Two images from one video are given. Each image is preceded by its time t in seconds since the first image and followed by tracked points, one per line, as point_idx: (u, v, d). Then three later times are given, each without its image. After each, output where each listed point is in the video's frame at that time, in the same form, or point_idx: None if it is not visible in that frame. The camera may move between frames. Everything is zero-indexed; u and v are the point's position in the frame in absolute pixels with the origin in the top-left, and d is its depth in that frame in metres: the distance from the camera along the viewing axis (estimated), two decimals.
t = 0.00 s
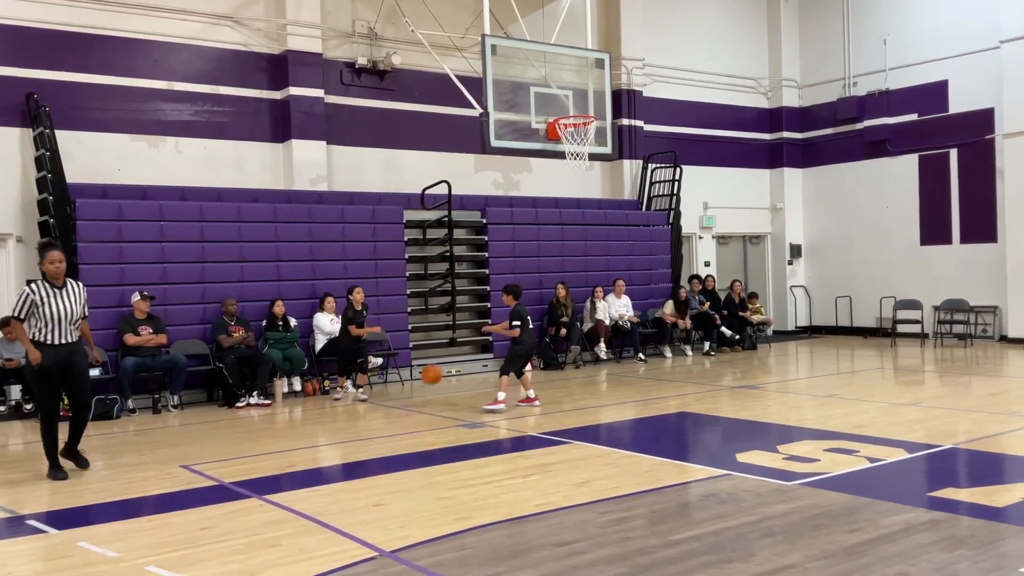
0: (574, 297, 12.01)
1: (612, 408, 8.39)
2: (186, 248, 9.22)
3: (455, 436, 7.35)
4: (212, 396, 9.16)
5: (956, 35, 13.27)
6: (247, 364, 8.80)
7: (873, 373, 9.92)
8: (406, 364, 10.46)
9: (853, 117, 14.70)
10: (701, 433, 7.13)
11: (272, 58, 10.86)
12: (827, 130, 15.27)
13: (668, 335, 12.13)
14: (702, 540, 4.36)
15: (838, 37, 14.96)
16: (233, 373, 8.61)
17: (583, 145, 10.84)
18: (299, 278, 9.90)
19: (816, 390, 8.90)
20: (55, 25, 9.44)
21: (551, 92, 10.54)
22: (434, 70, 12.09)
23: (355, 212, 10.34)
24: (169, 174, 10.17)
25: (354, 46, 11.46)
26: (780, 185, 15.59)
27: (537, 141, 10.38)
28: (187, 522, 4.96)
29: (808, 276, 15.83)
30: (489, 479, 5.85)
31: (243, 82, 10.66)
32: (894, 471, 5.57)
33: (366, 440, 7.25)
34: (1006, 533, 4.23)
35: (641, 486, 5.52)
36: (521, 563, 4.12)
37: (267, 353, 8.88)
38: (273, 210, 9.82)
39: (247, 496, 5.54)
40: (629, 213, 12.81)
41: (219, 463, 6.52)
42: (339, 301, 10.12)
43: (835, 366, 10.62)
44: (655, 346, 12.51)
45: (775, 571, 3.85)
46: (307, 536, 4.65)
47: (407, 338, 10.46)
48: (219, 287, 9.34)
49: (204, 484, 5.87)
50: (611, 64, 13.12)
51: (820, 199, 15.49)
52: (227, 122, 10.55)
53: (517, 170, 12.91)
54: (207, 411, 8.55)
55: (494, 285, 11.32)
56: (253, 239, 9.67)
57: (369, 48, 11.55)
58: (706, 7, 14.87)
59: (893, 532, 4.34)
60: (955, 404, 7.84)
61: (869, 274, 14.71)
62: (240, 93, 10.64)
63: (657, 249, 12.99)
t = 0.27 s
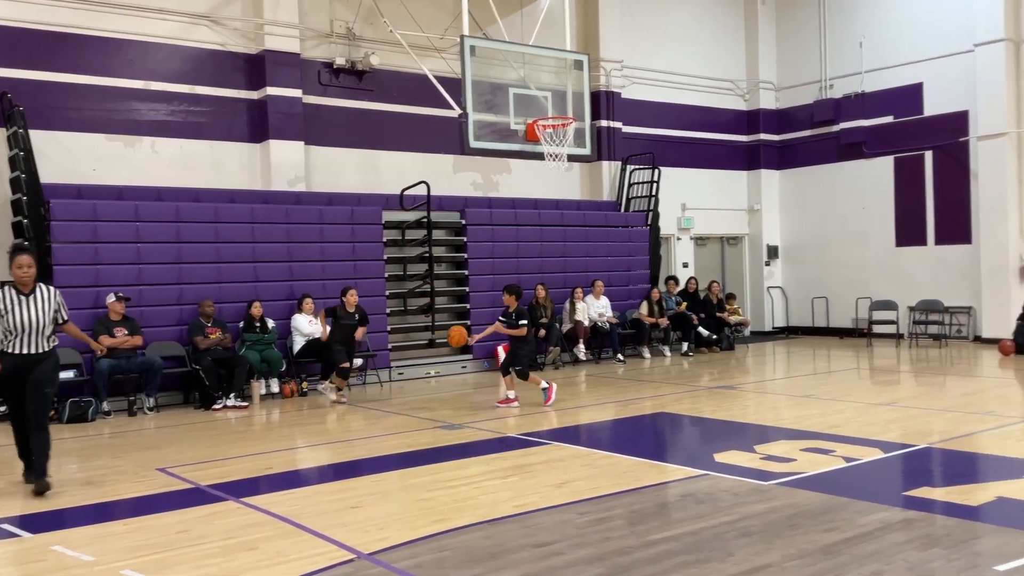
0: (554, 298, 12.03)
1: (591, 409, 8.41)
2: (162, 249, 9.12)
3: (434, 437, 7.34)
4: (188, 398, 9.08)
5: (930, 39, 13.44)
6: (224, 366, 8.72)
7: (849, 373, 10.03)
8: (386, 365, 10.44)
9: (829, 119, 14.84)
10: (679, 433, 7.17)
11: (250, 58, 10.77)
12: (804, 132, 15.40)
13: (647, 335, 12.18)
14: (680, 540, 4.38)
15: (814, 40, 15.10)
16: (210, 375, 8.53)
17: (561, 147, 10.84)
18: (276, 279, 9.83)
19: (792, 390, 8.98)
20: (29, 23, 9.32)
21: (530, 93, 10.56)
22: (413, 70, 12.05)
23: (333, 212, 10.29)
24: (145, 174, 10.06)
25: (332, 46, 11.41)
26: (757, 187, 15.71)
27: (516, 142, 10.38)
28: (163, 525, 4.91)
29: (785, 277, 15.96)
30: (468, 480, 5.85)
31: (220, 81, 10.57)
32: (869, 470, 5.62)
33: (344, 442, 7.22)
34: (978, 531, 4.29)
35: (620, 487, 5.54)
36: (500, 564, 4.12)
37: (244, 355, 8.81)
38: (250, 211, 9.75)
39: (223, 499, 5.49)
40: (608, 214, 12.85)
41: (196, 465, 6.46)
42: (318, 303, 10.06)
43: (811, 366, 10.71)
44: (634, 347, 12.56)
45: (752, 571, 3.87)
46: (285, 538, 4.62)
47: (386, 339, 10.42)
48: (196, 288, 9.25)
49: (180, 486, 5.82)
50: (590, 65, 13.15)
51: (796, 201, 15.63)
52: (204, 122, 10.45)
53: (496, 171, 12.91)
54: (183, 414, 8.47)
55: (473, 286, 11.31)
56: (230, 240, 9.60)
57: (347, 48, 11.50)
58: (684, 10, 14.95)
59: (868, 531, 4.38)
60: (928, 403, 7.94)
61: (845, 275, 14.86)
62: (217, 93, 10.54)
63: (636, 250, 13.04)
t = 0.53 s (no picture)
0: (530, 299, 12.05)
1: (567, 410, 8.43)
2: (135, 250, 9.01)
3: (410, 439, 7.31)
4: (161, 400, 8.97)
5: (901, 43, 13.64)
6: (197, 369, 8.62)
7: (823, 373, 10.14)
8: (361, 367, 10.35)
9: (802, 122, 15.00)
10: (655, 434, 7.21)
11: (223, 58, 10.67)
12: (777, 134, 15.56)
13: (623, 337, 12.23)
14: (656, 540, 4.40)
15: (788, 44, 15.26)
16: (182, 378, 8.42)
17: (537, 148, 10.88)
18: (251, 280, 9.75)
19: (766, 391, 9.06)
20: None
21: (506, 95, 10.55)
22: (388, 71, 12.01)
23: (308, 214, 10.22)
24: (116, 175, 9.93)
25: (307, 46, 11.34)
26: (731, 189, 15.84)
27: (492, 144, 10.39)
28: (136, 529, 4.85)
29: (759, 279, 16.11)
30: (445, 482, 5.83)
31: (193, 81, 10.46)
32: (842, 470, 5.69)
33: (320, 444, 7.17)
34: (948, 529, 4.35)
35: (596, 487, 5.56)
36: (476, 566, 4.11)
37: (218, 357, 8.71)
38: (224, 212, 9.66)
39: (196, 502, 5.43)
40: (584, 216, 12.89)
41: (169, 468, 6.39)
42: (292, 305, 9.98)
43: (785, 366, 10.82)
44: (610, 348, 12.61)
45: (726, 571, 3.90)
46: (259, 542, 4.58)
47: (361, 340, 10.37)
48: (169, 290, 9.15)
49: (152, 490, 5.75)
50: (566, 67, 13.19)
51: (771, 203, 15.78)
52: (177, 122, 10.34)
53: (472, 172, 12.89)
54: (155, 417, 8.37)
55: (449, 287, 11.29)
56: (204, 241, 9.50)
57: (322, 48, 11.44)
58: (659, 12, 15.04)
59: (841, 530, 4.43)
60: (899, 403, 8.06)
61: (818, 276, 15.04)
62: (191, 92, 10.43)
63: (612, 251, 13.09)
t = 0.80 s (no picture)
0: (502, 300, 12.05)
1: (539, 410, 8.44)
2: (101, 251, 8.87)
3: (382, 441, 7.28)
4: (128, 403, 8.82)
5: (867, 47, 13.86)
6: (165, 370, 8.50)
7: (791, 373, 10.27)
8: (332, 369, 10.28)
9: (771, 124, 15.19)
10: (626, 434, 7.25)
11: (192, 57, 10.54)
12: (746, 137, 15.73)
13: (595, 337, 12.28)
14: (628, 540, 4.42)
15: (756, 47, 15.44)
16: (150, 380, 8.30)
17: (509, 148, 10.83)
18: (219, 282, 9.63)
19: (736, 390, 9.16)
20: None
21: (478, 96, 10.54)
22: (359, 71, 11.94)
23: (278, 214, 10.13)
24: (81, 174, 9.75)
25: (277, 45, 11.24)
26: (701, 191, 15.98)
27: (463, 144, 10.39)
28: (103, 533, 4.77)
29: (729, 280, 16.27)
30: (417, 484, 5.81)
31: (161, 80, 10.31)
32: (810, 469, 5.76)
33: (290, 447, 7.10)
34: (914, 526, 4.42)
35: (569, 488, 5.57)
36: (449, 568, 4.10)
37: (186, 359, 8.60)
38: (193, 212, 9.53)
39: (164, 506, 5.35)
40: (555, 216, 12.92)
41: (137, 472, 6.29)
42: (262, 306, 9.87)
43: (754, 366, 10.94)
44: (582, 349, 12.66)
45: (698, 569, 3.93)
46: (229, 545, 4.52)
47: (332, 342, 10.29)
48: (136, 291, 9.00)
49: (120, 494, 5.65)
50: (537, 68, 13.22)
51: (740, 204, 15.94)
52: (144, 122, 10.18)
53: (444, 173, 12.85)
54: (122, 420, 8.23)
55: (421, 288, 11.25)
56: (172, 242, 9.37)
57: (291, 48, 11.34)
58: (630, 14, 15.14)
59: (810, 528, 4.49)
60: (866, 402, 8.18)
61: (786, 277, 15.23)
62: (158, 92, 10.28)
63: (583, 252, 13.13)
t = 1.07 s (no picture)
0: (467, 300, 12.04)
1: (506, 411, 8.45)
2: (60, 251, 8.68)
3: (348, 442, 7.22)
4: (87, 406, 8.64)
5: (827, 50, 14.11)
6: (125, 372, 8.33)
7: (754, 372, 10.42)
8: (297, 370, 10.18)
9: (733, 126, 15.38)
10: (592, 433, 7.29)
11: (152, 55, 10.35)
12: (709, 138, 15.92)
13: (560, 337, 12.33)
14: (595, 539, 4.45)
15: (718, 50, 15.64)
16: (110, 382, 8.12)
17: (476, 149, 10.91)
18: (181, 282, 9.47)
19: (699, 389, 9.26)
20: None
21: (443, 96, 10.51)
22: (323, 70, 11.83)
23: (241, 214, 9.99)
24: (37, 174, 9.52)
25: (239, 44, 11.09)
26: (665, 192, 16.13)
27: (429, 144, 10.35)
28: (63, 538, 4.67)
29: (692, 280, 16.45)
30: (383, 485, 5.78)
31: (120, 78, 10.11)
32: (773, 467, 5.85)
33: (254, 449, 7.02)
34: (874, 522, 4.52)
35: (536, 487, 5.59)
36: (417, 569, 4.09)
37: (147, 361, 8.44)
38: (154, 212, 9.36)
39: (126, 510, 5.25)
40: (521, 217, 12.94)
41: (97, 475, 6.16)
42: (225, 307, 9.72)
43: (718, 365, 11.07)
44: (547, 349, 12.70)
45: (664, 567, 3.97)
46: (193, 549, 4.46)
47: (296, 342, 10.19)
48: (95, 291, 8.82)
49: (79, 498, 5.54)
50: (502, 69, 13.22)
51: (703, 205, 16.12)
52: (104, 120, 9.97)
53: (409, 173, 12.79)
54: (80, 423, 8.06)
55: (386, 289, 11.18)
56: (132, 242, 9.20)
57: (254, 46, 11.20)
58: (595, 16, 15.22)
59: (774, 525, 4.56)
60: (827, 401, 8.33)
61: (749, 277, 15.44)
62: (118, 90, 10.08)
63: (549, 253, 13.17)
